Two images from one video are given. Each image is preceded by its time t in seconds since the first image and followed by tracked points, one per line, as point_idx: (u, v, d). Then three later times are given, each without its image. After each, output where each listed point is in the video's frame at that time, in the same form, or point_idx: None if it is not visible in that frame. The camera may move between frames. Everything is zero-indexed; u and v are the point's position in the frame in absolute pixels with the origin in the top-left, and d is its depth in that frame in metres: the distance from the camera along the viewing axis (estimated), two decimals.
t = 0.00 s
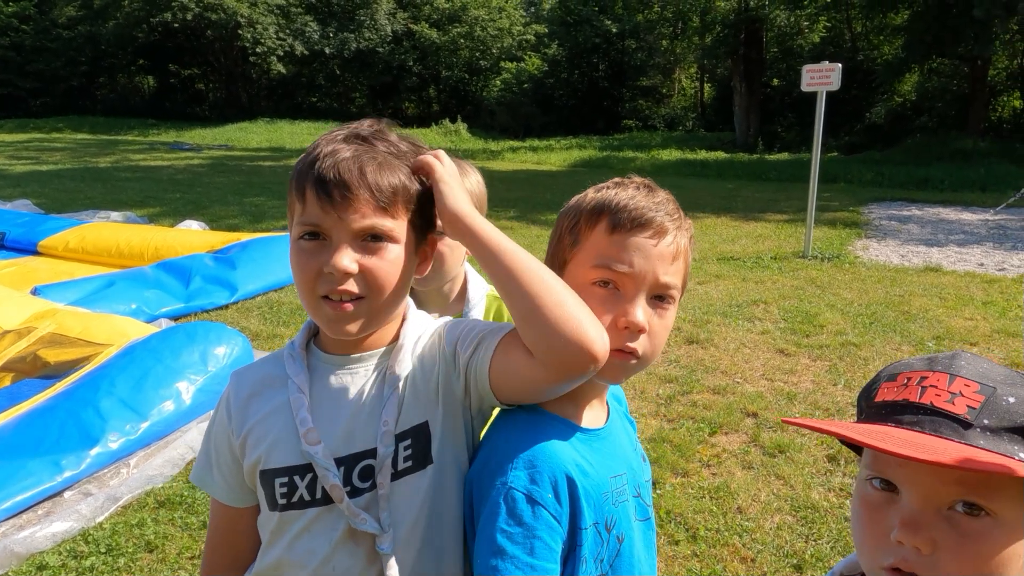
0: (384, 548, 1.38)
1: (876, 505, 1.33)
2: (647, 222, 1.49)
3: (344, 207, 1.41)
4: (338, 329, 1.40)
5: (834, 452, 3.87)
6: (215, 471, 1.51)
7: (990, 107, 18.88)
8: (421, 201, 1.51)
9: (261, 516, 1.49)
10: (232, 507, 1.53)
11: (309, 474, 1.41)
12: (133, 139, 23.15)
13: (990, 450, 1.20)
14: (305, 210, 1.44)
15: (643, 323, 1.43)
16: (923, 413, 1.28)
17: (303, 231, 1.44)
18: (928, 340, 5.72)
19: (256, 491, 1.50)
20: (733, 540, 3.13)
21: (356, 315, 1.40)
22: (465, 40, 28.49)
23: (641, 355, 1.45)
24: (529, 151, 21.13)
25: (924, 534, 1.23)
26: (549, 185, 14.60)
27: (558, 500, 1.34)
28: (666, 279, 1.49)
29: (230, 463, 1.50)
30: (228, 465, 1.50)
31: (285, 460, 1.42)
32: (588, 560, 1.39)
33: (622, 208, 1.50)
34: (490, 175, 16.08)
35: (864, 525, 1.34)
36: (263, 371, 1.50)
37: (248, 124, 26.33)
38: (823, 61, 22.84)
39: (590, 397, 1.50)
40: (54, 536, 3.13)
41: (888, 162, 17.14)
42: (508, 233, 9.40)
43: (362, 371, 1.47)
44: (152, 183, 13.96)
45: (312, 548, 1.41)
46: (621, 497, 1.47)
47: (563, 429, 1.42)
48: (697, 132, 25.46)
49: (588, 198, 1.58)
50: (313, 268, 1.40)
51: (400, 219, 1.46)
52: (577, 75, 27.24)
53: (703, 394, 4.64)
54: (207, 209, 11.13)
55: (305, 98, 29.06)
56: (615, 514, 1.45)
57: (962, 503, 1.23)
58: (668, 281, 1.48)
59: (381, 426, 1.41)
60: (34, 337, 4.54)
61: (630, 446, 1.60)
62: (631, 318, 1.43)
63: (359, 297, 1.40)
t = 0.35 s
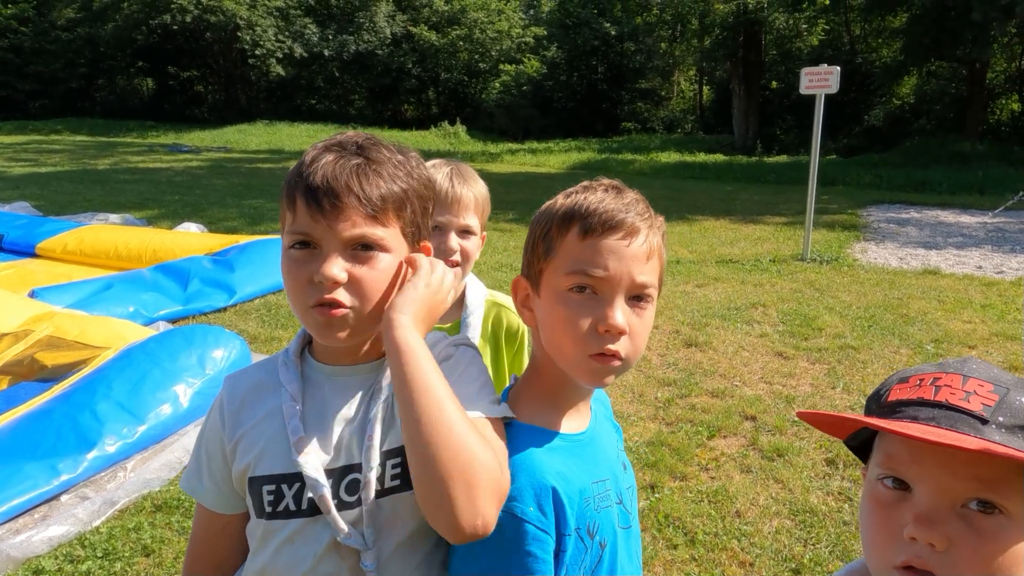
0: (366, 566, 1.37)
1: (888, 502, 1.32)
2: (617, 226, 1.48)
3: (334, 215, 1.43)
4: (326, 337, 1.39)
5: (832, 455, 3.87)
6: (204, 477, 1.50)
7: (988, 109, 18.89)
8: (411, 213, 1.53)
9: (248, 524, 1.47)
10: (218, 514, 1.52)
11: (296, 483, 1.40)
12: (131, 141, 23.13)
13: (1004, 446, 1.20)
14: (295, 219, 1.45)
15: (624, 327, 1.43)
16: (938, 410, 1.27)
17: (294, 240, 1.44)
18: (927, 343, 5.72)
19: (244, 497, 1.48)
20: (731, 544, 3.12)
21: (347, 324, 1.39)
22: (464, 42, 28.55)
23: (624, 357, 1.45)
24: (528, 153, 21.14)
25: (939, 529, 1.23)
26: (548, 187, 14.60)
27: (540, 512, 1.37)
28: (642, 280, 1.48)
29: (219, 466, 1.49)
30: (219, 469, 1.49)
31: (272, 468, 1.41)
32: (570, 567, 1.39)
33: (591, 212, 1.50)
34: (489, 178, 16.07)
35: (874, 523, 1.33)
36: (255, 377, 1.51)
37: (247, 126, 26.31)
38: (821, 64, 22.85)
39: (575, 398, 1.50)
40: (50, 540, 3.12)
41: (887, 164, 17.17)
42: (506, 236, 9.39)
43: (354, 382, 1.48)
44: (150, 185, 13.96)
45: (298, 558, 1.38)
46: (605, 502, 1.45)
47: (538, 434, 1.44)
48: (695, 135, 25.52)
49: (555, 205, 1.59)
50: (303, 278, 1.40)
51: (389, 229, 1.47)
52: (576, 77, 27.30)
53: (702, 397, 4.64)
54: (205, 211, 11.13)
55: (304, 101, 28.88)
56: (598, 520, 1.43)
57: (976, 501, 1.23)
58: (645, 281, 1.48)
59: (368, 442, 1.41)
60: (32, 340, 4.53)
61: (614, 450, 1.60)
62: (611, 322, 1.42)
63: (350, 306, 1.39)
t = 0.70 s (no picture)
0: None
1: (889, 510, 1.33)
2: (589, 234, 1.50)
3: (310, 220, 1.48)
4: (301, 343, 1.45)
5: (835, 457, 3.87)
6: (191, 491, 1.56)
7: (990, 111, 18.86)
8: (392, 218, 1.61)
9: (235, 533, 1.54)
10: (204, 527, 1.56)
11: (273, 498, 1.45)
12: (132, 141, 23.12)
13: (997, 449, 1.19)
14: (274, 221, 1.50)
15: (603, 337, 1.47)
16: (930, 417, 1.27)
17: (272, 242, 1.50)
18: (930, 345, 5.71)
19: (228, 510, 1.54)
20: (734, 547, 3.12)
21: (322, 329, 1.45)
22: (466, 43, 28.56)
23: (604, 365, 1.50)
24: (529, 154, 21.12)
25: (938, 535, 1.24)
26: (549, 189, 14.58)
27: (546, 508, 1.42)
28: (619, 286, 1.51)
29: (202, 481, 1.54)
30: (201, 483, 1.54)
31: (251, 483, 1.47)
32: (579, 562, 1.45)
33: (561, 220, 1.53)
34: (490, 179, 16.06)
35: (878, 529, 1.34)
36: (235, 392, 1.56)
37: (249, 127, 26.28)
38: (822, 65, 22.80)
39: (570, 399, 1.55)
40: (54, 542, 3.12)
41: (889, 166, 17.15)
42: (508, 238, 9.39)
43: (334, 395, 1.51)
44: (152, 187, 13.97)
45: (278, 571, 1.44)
46: (612, 499, 1.53)
47: (539, 430, 1.50)
48: (696, 136, 25.50)
49: (528, 215, 1.62)
50: (280, 284, 1.46)
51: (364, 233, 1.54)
52: (577, 79, 27.34)
53: (705, 399, 4.63)
54: (207, 212, 11.13)
55: (306, 101, 29.02)
56: (606, 515, 1.51)
57: (973, 507, 1.24)
58: (621, 288, 1.51)
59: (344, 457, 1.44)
60: (35, 341, 4.53)
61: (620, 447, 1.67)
62: (590, 334, 1.47)
63: (325, 311, 1.45)
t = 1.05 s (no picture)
0: None
1: (872, 516, 1.36)
2: (590, 242, 1.52)
3: (306, 229, 1.49)
4: (297, 355, 1.46)
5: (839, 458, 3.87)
6: (182, 484, 1.59)
7: (991, 110, 18.84)
8: (388, 225, 1.61)
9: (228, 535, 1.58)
10: (195, 519, 1.62)
11: (259, 503, 1.47)
12: (134, 142, 23.14)
13: (969, 458, 1.21)
14: (270, 231, 1.52)
15: (611, 343, 1.49)
16: (906, 426, 1.30)
17: (268, 252, 1.52)
18: (933, 346, 5.71)
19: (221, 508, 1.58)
20: (739, 548, 3.12)
21: (318, 340, 1.46)
22: (467, 43, 28.54)
23: (616, 370, 1.51)
24: (531, 154, 21.10)
25: (915, 543, 1.26)
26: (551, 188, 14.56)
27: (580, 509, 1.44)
28: (626, 292, 1.52)
29: (197, 478, 1.58)
30: (196, 481, 1.58)
31: (239, 486, 1.49)
32: (623, 553, 1.48)
33: (561, 228, 1.54)
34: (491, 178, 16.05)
35: (866, 536, 1.36)
36: (233, 393, 1.59)
37: (250, 127, 26.23)
38: (824, 65, 22.73)
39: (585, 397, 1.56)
40: (58, 544, 3.13)
41: (890, 165, 17.14)
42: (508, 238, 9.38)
43: (328, 402, 1.51)
44: (154, 187, 13.98)
45: None
46: (644, 488, 1.56)
47: (560, 426, 1.53)
48: (697, 136, 25.46)
49: (531, 224, 1.64)
50: (277, 294, 1.46)
51: (360, 241, 1.54)
52: (578, 78, 27.37)
53: (708, 401, 4.64)
54: (209, 213, 11.12)
55: (307, 101, 29.16)
56: (643, 504, 1.54)
57: (948, 513, 1.25)
58: (628, 293, 1.52)
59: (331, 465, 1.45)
60: (38, 343, 4.53)
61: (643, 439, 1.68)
62: (598, 340, 1.49)
63: (321, 322, 1.46)
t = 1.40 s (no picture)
0: None
1: (876, 539, 1.31)
2: (661, 235, 1.57)
3: (329, 222, 1.49)
4: (325, 346, 1.46)
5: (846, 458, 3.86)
6: (198, 482, 1.59)
7: (991, 110, 18.82)
8: (409, 216, 1.61)
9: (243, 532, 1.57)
10: (207, 520, 1.60)
11: (279, 499, 1.46)
12: (134, 142, 23.13)
13: (978, 484, 1.19)
14: (292, 226, 1.52)
15: (685, 333, 1.54)
16: (910, 450, 1.25)
17: (291, 248, 1.51)
18: (937, 346, 5.70)
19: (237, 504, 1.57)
20: (748, 549, 3.11)
21: (346, 331, 1.46)
22: (467, 43, 28.52)
23: (688, 358, 1.57)
24: (531, 155, 21.09)
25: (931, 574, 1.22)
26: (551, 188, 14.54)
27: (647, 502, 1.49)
28: (693, 283, 1.58)
29: (213, 474, 1.57)
30: (213, 477, 1.57)
31: (260, 480, 1.48)
32: (687, 543, 1.56)
33: (629, 223, 1.60)
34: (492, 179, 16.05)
35: (873, 560, 1.33)
36: (256, 390, 1.58)
37: (249, 128, 26.17)
38: (824, 65, 22.72)
39: (652, 391, 1.62)
40: (64, 546, 3.12)
41: (890, 165, 17.14)
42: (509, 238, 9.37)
43: (360, 402, 1.51)
44: (154, 187, 13.95)
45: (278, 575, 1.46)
46: (703, 481, 1.63)
47: (623, 424, 1.58)
48: (697, 136, 25.46)
49: (595, 220, 1.69)
50: (303, 288, 1.47)
51: (388, 231, 1.55)
52: (578, 79, 27.42)
53: (714, 400, 4.63)
54: (210, 213, 11.09)
55: (307, 101, 29.16)
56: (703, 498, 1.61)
57: (961, 540, 1.21)
58: (695, 284, 1.58)
59: (358, 465, 1.45)
60: (41, 344, 4.52)
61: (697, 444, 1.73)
62: (671, 331, 1.54)
63: (348, 313, 1.46)
